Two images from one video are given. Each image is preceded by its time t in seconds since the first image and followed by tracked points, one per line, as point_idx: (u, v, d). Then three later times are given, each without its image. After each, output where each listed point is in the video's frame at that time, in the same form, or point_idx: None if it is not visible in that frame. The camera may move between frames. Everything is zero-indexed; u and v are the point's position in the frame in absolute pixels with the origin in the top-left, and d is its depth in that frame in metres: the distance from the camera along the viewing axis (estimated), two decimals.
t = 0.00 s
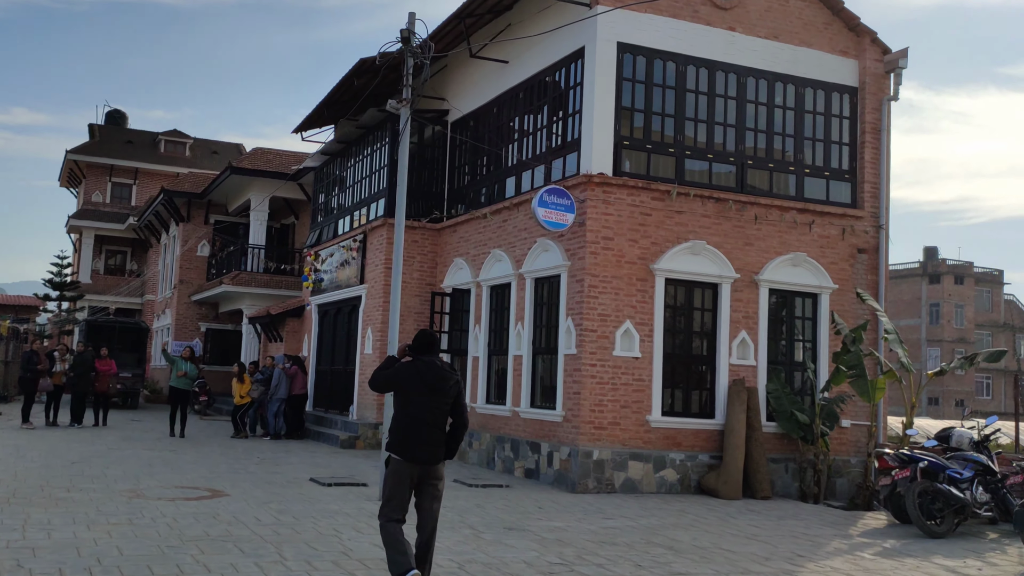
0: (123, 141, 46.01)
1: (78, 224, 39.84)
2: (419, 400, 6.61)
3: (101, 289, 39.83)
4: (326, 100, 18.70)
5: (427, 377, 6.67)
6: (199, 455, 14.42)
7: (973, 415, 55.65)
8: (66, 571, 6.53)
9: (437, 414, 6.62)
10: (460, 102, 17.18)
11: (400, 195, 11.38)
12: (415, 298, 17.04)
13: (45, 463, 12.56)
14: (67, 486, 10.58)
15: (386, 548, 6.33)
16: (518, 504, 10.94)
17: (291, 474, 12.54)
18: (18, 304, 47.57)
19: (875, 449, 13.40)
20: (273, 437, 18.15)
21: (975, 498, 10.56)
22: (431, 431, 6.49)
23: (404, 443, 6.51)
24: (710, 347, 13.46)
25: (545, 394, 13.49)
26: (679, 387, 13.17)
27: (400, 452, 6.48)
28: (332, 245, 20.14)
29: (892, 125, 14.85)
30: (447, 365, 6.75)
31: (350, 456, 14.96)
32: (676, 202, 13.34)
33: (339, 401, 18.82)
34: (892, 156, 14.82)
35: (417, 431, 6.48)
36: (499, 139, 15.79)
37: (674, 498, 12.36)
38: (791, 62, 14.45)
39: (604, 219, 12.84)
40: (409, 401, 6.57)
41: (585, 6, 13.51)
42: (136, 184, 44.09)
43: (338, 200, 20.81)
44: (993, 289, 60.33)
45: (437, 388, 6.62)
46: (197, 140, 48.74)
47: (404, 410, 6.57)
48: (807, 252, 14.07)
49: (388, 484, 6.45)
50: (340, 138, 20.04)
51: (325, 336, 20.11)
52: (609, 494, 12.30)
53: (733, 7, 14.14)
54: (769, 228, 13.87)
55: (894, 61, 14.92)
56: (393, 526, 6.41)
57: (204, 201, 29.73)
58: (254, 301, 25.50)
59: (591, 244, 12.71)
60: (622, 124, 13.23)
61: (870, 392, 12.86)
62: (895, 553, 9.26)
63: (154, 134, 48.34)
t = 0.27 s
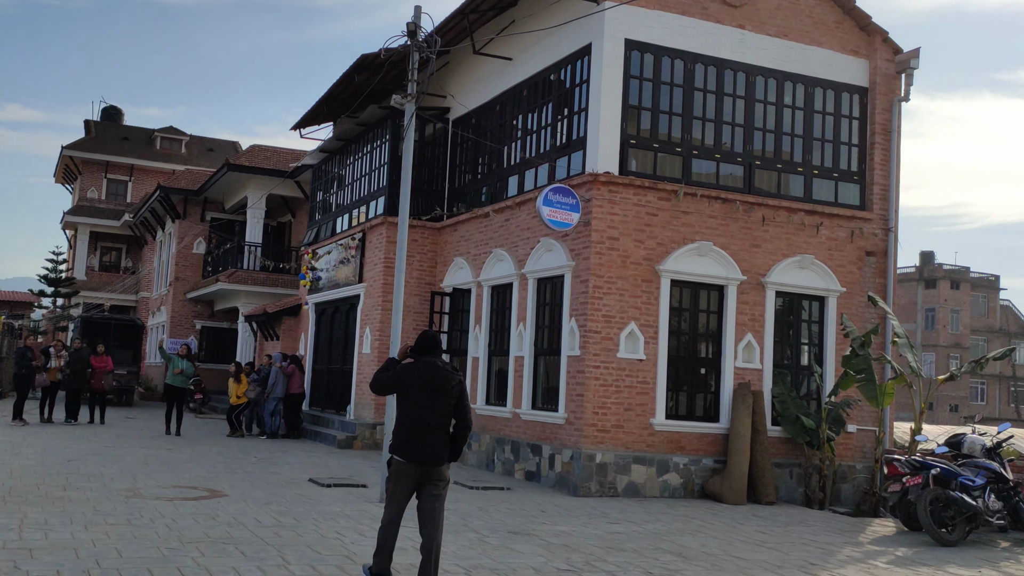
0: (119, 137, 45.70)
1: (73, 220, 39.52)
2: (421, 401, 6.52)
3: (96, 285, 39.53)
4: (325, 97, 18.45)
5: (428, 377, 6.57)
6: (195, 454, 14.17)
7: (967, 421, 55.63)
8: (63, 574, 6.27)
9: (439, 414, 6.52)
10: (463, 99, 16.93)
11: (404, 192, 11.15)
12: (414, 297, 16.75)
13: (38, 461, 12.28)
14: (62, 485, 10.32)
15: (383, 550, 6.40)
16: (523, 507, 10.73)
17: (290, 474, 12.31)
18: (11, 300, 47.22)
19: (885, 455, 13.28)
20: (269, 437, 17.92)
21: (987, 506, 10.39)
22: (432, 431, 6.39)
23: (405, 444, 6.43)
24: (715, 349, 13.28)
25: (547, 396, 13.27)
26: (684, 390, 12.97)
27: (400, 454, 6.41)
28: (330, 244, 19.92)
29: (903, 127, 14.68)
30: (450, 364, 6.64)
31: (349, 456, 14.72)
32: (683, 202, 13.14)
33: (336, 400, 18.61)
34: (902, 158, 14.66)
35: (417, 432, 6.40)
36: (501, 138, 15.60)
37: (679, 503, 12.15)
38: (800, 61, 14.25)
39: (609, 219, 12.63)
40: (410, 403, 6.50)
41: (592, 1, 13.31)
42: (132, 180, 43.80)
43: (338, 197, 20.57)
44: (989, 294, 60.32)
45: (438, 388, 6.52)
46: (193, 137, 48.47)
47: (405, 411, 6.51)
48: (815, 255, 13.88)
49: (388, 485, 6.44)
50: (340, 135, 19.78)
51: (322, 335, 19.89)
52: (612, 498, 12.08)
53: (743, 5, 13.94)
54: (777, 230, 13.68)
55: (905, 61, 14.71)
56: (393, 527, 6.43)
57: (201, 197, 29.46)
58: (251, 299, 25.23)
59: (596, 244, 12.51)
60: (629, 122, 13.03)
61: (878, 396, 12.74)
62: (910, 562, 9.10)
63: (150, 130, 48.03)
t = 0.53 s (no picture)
0: (108, 134, 45.25)
1: (61, 218, 39.07)
2: (411, 409, 6.28)
3: (84, 285, 39.11)
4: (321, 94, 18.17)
5: (417, 384, 6.32)
6: (188, 460, 13.84)
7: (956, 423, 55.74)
8: None
9: (430, 422, 6.28)
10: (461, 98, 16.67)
11: (407, 191, 10.88)
12: (412, 297, 16.48)
13: (27, 467, 11.93)
14: (52, 493, 9.99)
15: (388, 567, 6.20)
16: (528, 515, 10.47)
17: (286, 480, 12.01)
18: None
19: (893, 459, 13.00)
20: (264, 441, 17.70)
21: (1000, 511, 10.17)
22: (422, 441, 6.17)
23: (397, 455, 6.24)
24: (720, 351, 12.97)
25: (551, 398, 13.00)
26: (689, 392, 12.70)
27: (392, 465, 6.23)
28: (326, 242, 19.64)
29: (903, 129, 14.43)
30: (438, 368, 6.35)
31: (345, 462, 14.42)
32: (688, 202, 12.83)
33: (332, 402, 18.34)
34: (902, 159, 14.40)
35: (406, 442, 6.19)
36: (500, 137, 15.37)
37: (686, 509, 11.91)
38: (801, 61, 13.96)
39: (613, 218, 12.28)
40: (398, 412, 6.28)
41: None
42: (122, 178, 43.34)
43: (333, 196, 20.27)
44: (975, 296, 60.12)
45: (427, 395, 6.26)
46: (183, 134, 48.07)
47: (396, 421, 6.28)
48: (818, 255, 13.60)
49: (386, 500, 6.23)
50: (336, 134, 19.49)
51: (317, 336, 19.62)
52: (618, 503, 11.83)
53: (744, 5, 13.64)
54: (780, 230, 13.40)
55: (905, 62, 14.45)
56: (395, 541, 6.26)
57: (192, 196, 29.09)
58: (243, 299, 24.86)
59: (600, 244, 12.17)
60: (632, 120, 12.69)
61: (883, 398, 12.41)
62: (927, 570, 8.89)
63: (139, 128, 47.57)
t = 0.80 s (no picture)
0: (98, 134, 44.86)
1: (51, 219, 38.70)
2: (406, 410, 6.17)
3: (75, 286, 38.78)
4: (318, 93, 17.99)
5: (412, 385, 6.21)
6: (183, 464, 13.59)
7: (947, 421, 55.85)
8: None
9: (426, 423, 6.18)
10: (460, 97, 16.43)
11: (409, 190, 10.80)
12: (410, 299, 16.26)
13: (18, 474, 11.65)
14: (45, 501, 9.72)
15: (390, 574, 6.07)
16: (534, 520, 10.26)
17: (285, 486, 11.76)
18: None
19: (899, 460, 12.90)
20: (259, 444, 17.41)
21: (1014, 514, 9.87)
22: (418, 442, 6.07)
23: (393, 457, 6.12)
24: (726, 351, 12.72)
25: (554, 400, 12.78)
26: (695, 393, 12.47)
27: (388, 468, 6.12)
28: (323, 242, 19.40)
29: (905, 128, 13.94)
30: (434, 368, 6.26)
31: (343, 466, 14.18)
32: (692, 200, 12.49)
33: (329, 404, 18.10)
34: (905, 160, 13.93)
35: (402, 444, 6.09)
36: (500, 135, 15.13)
37: (692, 512, 11.73)
38: (803, 59, 13.57)
39: (617, 217, 11.97)
40: (394, 413, 6.17)
41: None
42: (112, 178, 42.96)
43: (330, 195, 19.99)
44: (965, 295, 60.11)
45: (422, 396, 6.16)
46: (174, 134, 47.73)
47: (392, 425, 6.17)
48: (823, 255, 13.27)
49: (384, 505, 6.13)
50: (333, 133, 19.21)
51: (314, 337, 19.39)
52: (624, 507, 11.63)
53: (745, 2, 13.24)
54: (785, 229, 13.04)
55: (907, 61, 13.97)
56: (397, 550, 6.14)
57: (184, 196, 28.78)
58: (237, 300, 24.60)
59: (604, 243, 11.86)
60: (635, 118, 12.37)
61: (889, 400, 12.21)
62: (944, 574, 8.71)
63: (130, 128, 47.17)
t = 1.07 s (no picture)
0: (89, 128, 44.46)
1: (40, 213, 38.29)
2: (412, 407, 6.34)
3: (64, 281, 38.36)
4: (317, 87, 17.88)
5: (419, 382, 6.39)
6: (177, 462, 13.36)
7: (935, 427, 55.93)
8: None
9: (430, 420, 6.38)
10: (462, 94, 16.27)
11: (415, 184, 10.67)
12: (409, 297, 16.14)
13: (8, 470, 11.39)
14: (38, 498, 9.49)
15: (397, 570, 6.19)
16: (537, 522, 10.09)
17: (282, 485, 11.55)
18: None
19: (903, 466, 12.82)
20: (252, 442, 17.23)
21: None
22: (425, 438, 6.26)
23: (397, 452, 6.26)
24: (730, 353, 12.60)
25: (555, 401, 12.60)
26: (698, 396, 12.33)
27: (393, 462, 6.24)
28: (320, 237, 19.22)
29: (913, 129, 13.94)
30: (440, 367, 6.47)
31: (339, 465, 13.97)
32: (699, 200, 12.42)
33: (324, 403, 17.89)
34: (913, 161, 13.93)
35: (409, 440, 6.25)
36: (501, 132, 14.98)
37: (696, 516, 11.58)
38: (811, 58, 13.51)
39: (623, 216, 11.87)
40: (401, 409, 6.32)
41: None
42: (104, 172, 42.56)
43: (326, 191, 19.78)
44: (956, 301, 60.34)
45: (429, 393, 6.36)
46: (166, 129, 47.36)
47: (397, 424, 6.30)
48: (827, 257, 13.13)
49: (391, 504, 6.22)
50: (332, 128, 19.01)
51: (309, 335, 19.19)
52: (626, 510, 11.46)
53: None
54: (791, 231, 12.97)
55: (916, 62, 13.98)
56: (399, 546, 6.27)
57: (178, 190, 28.49)
58: (230, 296, 24.34)
59: (609, 242, 11.75)
60: (642, 116, 12.29)
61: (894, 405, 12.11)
62: None
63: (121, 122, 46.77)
